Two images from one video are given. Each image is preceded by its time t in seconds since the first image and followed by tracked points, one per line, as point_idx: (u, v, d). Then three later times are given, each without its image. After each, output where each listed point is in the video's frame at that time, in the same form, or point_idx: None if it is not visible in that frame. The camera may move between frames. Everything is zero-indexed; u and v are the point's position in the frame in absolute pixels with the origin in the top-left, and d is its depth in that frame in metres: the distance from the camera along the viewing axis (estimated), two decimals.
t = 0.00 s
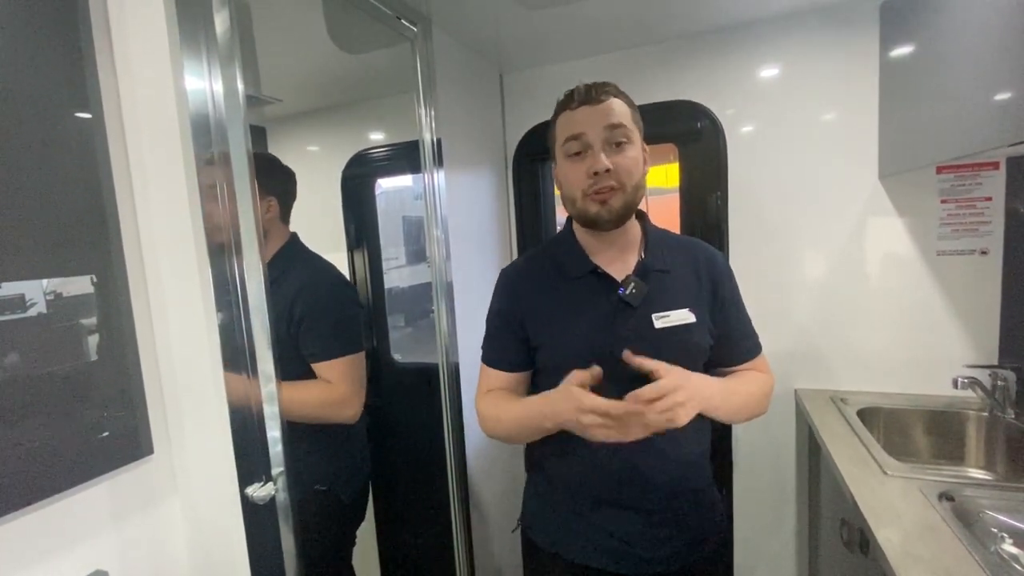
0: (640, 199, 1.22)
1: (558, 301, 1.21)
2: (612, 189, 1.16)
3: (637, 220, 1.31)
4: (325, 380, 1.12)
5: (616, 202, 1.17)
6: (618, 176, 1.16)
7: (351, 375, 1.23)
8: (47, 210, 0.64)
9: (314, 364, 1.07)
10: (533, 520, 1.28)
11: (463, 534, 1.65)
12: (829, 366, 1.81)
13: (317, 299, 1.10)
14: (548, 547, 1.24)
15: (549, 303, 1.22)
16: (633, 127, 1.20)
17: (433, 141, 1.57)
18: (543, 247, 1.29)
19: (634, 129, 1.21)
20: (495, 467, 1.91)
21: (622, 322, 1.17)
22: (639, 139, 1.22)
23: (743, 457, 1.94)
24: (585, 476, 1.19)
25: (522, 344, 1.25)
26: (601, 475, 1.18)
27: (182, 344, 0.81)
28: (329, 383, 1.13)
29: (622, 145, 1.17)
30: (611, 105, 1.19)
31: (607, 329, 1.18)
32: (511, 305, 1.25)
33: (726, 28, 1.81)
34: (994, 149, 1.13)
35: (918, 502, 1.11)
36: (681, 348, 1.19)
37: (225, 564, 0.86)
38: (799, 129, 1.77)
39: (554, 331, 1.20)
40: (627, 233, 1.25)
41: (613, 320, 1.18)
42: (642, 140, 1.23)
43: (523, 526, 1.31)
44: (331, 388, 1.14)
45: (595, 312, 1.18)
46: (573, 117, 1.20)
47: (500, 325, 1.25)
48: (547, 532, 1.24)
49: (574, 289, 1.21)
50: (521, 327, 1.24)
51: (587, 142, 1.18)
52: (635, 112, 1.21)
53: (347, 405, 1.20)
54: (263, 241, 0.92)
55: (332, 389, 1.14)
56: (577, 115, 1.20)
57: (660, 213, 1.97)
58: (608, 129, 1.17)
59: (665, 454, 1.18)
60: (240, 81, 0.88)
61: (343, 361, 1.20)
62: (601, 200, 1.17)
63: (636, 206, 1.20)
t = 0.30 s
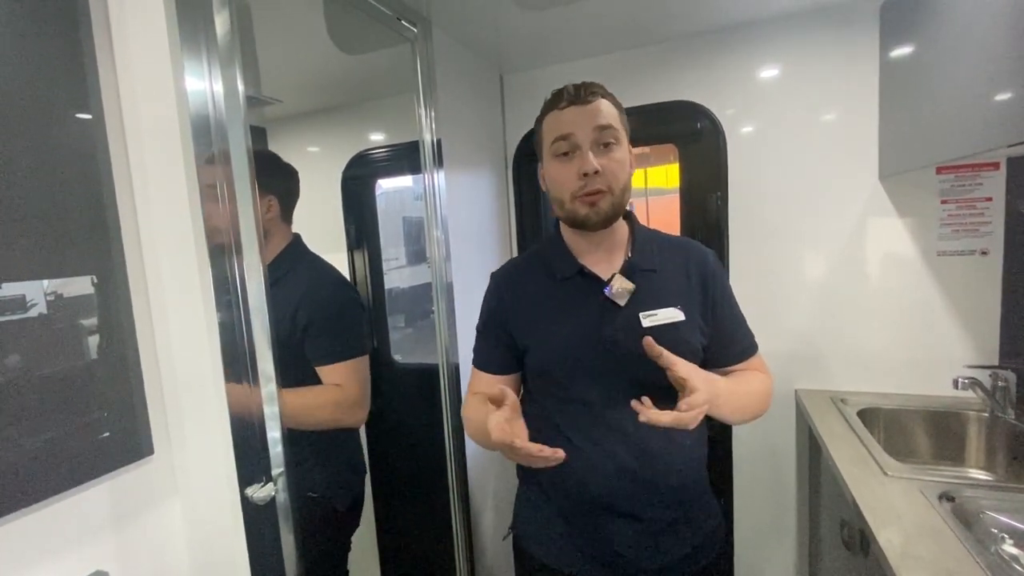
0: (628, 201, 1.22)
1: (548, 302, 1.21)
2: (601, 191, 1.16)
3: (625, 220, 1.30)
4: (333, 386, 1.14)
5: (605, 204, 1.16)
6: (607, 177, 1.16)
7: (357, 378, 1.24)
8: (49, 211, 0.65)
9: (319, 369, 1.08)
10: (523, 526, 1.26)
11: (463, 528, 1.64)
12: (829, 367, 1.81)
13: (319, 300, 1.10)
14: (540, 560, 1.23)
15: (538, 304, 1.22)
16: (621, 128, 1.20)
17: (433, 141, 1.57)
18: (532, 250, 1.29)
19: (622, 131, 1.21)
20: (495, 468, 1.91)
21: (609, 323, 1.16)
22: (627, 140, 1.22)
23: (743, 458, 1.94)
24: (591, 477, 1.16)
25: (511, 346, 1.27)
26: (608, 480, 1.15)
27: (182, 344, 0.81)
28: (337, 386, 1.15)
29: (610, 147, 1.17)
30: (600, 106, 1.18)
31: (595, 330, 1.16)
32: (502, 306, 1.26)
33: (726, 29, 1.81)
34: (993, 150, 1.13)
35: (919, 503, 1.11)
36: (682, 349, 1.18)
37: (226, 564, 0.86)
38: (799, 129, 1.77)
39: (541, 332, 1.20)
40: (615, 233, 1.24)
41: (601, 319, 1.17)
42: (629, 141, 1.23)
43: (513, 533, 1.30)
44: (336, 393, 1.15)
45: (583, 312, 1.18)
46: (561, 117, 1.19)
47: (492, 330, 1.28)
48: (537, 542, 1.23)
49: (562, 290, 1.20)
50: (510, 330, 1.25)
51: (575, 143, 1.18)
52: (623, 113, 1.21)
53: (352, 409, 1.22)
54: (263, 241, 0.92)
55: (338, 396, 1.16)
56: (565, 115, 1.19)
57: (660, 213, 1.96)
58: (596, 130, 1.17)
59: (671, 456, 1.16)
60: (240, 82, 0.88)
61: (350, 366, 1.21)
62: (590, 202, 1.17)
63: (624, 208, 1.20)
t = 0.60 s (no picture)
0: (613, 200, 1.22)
1: (535, 305, 1.20)
2: (586, 188, 1.16)
3: (611, 224, 1.29)
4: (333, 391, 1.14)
5: (590, 201, 1.16)
6: (592, 174, 1.16)
7: (357, 383, 1.24)
8: (48, 212, 0.64)
9: (317, 373, 1.08)
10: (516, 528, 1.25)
11: (463, 528, 1.63)
12: (829, 367, 1.80)
13: (318, 301, 1.10)
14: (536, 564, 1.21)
15: (524, 306, 1.21)
16: (606, 126, 1.20)
17: (433, 142, 1.57)
18: (516, 253, 1.29)
19: (606, 129, 1.21)
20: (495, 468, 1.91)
21: (594, 326, 1.16)
22: (612, 138, 1.22)
23: (744, 458, 1.94)
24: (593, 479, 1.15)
25: (495, 351, 1.26)
26: (608, 481, 1.15)
27: (183, 346, 0.81)
28: (335, 392, 1.15)
29: (595, 144, 1.17)
30: (584, 103, 1.18)
31: (580, 332, 1.16)
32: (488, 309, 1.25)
33: (726, 29, 1.81)
34: (994, 150, 1.13)
35: (920, 503, 1.11)
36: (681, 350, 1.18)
37: (226, 565, 0.86)
38: (799, 129, 1.76)
39: (525, 336, 1.19)
40: (600, 234, 1.24)
41: (587, 321, 1.16)
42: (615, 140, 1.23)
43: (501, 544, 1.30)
44: (335, 398, 1.15)
45: (569, 315, 1.17)
46: (546, 113, 1.19)
47: (476, 332, 1.27)
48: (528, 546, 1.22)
49: (547, 293, 1.19)
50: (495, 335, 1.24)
51: (560, 140, 1.18)
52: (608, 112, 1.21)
53: (351, 416, 1.21)
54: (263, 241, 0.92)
55: (337, 399, 1.15)
56: (549, 111, 1.19)
57: (661, 212, 1.96)
58: (581, 126, 1.17)
59: (667, 455, 1.17)
60: (240, 82, 0.88)
61: (349, 371, 1.21)
62: (574, 199, 1.16)
63: (609, 206, 1.20)
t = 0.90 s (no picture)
0: (603, 203, 1.21)
1: (535, 305, 1.20)
2: (570, 194, 1.16)
3: (608, 224, 1.29)
4: (330, 394, 1.14)
5: (575, 207, 1.16)
6: (575, 180, 1.15)
7: (355, 385, 1.24)
8: (48, 213, 0.64)
9: (315, 375, 1.08)
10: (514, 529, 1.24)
11: (463, 526, 1.64)
12: (830, 367, 1.80)
13: (318, 302, 1.10)
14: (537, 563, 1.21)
15: (523, 307, 1.21)
16: (591, 129, 1.19)
17: (433, 142, 1.57)
18: (513, 254, 1.29)
19: (592, 132, 1.19)
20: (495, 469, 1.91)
21: (594, 327, 1.16)
22: (599, 141, 1.21)
23: (744, 458, 1.94)
24: (595, 480, 1.14)
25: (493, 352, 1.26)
26: (609, 484, 1.14)
27: (183, 345, 0.80)
28: (329, 395, 1.13)
29: (577, 150, 1.17)
30: (566, 109, 1.17)
31: (579, 333, 1.16)
32: (487, 309, 1.25)
33: (726, 29, 1.81)
34: (995, 150, 1.13)
35: (921, 504, 1.11)
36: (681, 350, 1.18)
37: (226, 566, 0.85)
38: (799, 129, 1.76)
39: (523, 336, 1.19)
40: (595, 235, 1.23)
41: (586, 322, 1.16)
42: (603, 142, 1.22)
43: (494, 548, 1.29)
44: (331, 400, 1.14)
45: (569, 315, 1.17)
46: (529, 122, 1.20)
47: (475, 333, 1.27)
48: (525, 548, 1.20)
49: (545, 293, 1.19)
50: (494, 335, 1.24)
51: (542, 149, 1.18)
52: (593, 114, 1.19)
53: (350, 418, 1.21)
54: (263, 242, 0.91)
55: (334, 402, 1.15)
56: (532, 120, 1.19)
57: (661, 213, 1.96)
58: (562, 133, 1.17)
59: (668, 455, 1.17)
60: (240, 83, 0.88)
61: (348, 373, 1.21)
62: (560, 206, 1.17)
63: (598, 210, 1.19)
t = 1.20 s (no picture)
0: (612, 204, 1.22)
1: (539, 306, 1.20)
2: (582, 194, 1.16)
3: (614, 224, 1.29)
4: (334, 393, 1.15)
5: (586, 207, 1.16)
6: (587, 180, 1.15)
7: (357, 385, 1.24)
8: (47, 214, 0.64)
9: (316, 374, 1.08)
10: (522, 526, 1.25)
11: (463, 524, 1.64)
12: (830, 367, 1.80)
13: (319, 303, 1.10)
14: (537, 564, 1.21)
15: (524, 308, 1.21)
16: (602, 131, 1.19)
17: (433, 143, 1.57)
18: (518, 255, 1.29)
19: (603, 133, 1.20)
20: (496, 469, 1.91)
21: (598, 326, 1.16)
22: (609, 142, 1.21)
23: (744, 459, 1.94)
24: (596, 480, 1.14)
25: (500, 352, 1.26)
26: (610, 484, 1.13)
27: (183, 346, 0.81)
28: (332, 394, 1.14)
29: (590, 150, 1.17)
30: (580, 109, 1.18)
31: (584, 333, 1.16)
32: (492, 310, 1.25)
33: (727, 30, 1.81)
34: (994, 150, 1.13)
35: (922, 505, 1.11)
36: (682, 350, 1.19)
37: (226, 567, 0.85)
38: (798, 130, 1.76)
39: (527, 336, 1.20)
40: (602, 235, 1.23)
41: (590, 322, 1.16)
42: (613, 143, 1.22)
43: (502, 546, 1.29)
44: (333, 400, 1.14)
45: (572, 316, 1.17)
46: (541, 121, 1.19)
47: (481, 335, 1.27)
48: (530, 544, 1.22)
49: (550, 294, 1.20)
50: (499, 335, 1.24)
51: (554, 147, 1.18)
52: (605, 116, 1.20)
53: (350, 418, 1.21)
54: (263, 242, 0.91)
55: (337, 402, 1.16)
56: (544, 118, 1.19)
57: (660, 212, 1.96)
58: (575, 133, 1.17)
59: (673, 455, 1.16)
60: (239, 84, 0.88)
61: (349, 373, 1.21)
62: (571, 205, 1.16)
63: (607, 210, 1.19)
